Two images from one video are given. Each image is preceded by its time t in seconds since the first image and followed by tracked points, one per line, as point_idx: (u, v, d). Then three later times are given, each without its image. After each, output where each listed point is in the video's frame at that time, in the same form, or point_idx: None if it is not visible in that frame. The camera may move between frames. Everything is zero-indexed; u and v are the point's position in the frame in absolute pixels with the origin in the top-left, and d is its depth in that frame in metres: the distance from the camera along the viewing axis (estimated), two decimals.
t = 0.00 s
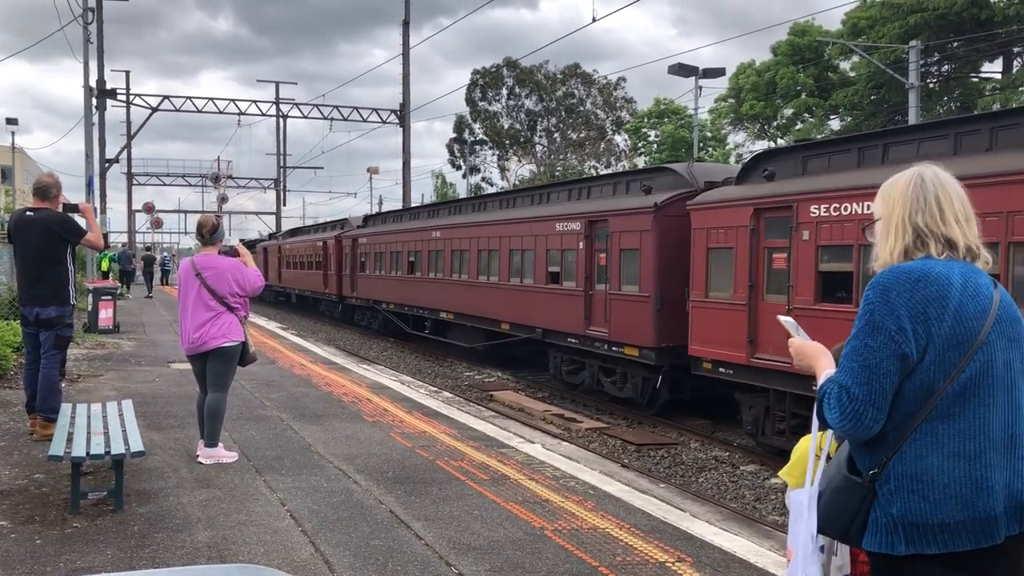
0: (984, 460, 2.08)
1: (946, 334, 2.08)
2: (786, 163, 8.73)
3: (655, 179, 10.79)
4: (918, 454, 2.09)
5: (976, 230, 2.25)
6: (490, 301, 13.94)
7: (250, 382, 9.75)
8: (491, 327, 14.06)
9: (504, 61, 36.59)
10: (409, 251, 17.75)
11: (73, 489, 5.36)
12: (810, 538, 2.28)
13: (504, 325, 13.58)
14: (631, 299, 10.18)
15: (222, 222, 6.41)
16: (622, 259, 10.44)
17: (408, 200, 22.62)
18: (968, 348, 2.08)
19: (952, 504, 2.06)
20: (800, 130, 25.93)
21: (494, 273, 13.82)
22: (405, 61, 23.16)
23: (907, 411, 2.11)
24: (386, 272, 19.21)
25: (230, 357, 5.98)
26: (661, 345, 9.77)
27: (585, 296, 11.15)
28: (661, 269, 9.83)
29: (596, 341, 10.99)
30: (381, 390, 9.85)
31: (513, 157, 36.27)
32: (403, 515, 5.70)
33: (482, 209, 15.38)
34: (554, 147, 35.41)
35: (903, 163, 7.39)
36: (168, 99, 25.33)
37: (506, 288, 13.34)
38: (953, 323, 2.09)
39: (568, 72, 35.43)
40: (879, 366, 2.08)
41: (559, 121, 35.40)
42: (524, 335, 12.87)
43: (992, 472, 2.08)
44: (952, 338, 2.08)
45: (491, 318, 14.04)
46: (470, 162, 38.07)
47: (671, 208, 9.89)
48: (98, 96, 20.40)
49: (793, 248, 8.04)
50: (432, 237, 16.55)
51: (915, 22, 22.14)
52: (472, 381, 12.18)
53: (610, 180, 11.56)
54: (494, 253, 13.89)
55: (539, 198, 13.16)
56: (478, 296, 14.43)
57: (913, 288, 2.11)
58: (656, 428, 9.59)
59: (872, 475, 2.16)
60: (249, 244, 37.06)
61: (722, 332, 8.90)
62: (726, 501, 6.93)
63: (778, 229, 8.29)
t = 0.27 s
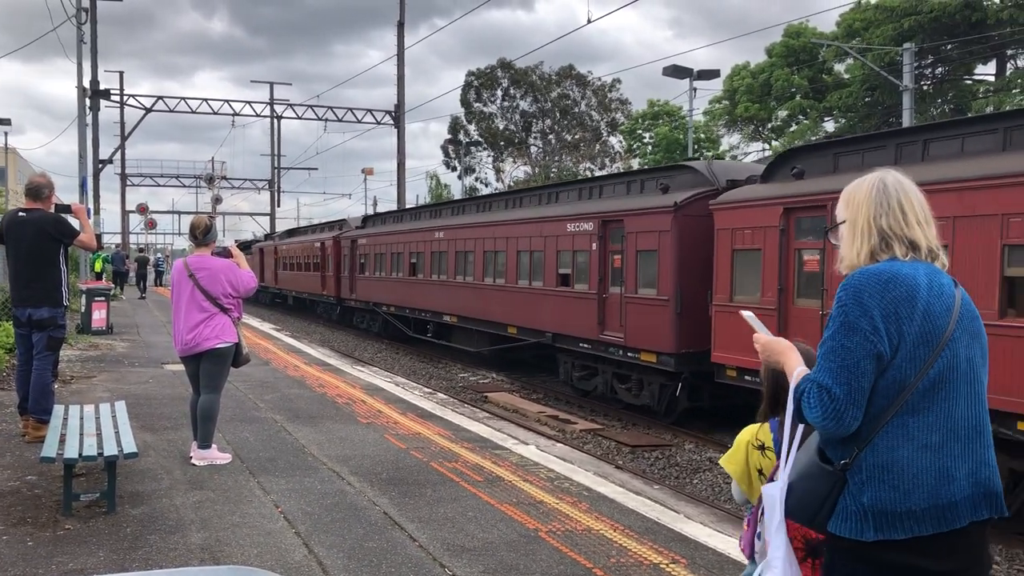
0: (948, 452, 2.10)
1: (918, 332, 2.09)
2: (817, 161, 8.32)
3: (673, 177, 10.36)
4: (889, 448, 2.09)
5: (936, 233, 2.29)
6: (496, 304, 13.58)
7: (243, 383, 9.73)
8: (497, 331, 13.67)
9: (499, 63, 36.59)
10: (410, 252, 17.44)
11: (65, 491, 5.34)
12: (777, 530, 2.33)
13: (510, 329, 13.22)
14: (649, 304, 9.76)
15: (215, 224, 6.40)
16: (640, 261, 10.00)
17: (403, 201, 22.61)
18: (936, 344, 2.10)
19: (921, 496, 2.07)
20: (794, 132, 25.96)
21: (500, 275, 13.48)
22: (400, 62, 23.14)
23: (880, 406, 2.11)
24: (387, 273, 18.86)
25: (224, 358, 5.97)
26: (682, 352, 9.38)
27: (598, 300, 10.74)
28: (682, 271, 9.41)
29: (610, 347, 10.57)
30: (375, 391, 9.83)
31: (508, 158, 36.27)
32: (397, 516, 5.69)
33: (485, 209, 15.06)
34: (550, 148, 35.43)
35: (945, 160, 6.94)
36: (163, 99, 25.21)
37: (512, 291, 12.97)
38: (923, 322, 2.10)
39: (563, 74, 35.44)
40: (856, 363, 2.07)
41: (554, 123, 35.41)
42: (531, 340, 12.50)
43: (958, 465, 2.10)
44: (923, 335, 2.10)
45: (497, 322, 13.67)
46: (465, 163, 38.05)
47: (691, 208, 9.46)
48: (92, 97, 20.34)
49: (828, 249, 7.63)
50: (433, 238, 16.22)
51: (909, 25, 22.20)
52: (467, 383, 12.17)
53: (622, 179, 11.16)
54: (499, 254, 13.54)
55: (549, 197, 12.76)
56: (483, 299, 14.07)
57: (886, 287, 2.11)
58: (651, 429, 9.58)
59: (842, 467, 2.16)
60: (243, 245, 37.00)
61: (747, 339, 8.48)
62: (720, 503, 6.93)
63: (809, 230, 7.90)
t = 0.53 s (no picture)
0: (892, 444, 2.16)
1: (862, 330, 2.16)
2: (851, 155, 7.90)
3: (692, 172, 10.12)
4: (836, 441, 2.15)
5: (875, 234, 2.36)
6: (501, 305, 13.38)
7: (237, 382, 9.72)
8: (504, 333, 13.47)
9: (493, 62, 36.57)
10: (411, 251, 17.22)
11: (58, 491, 5.32)
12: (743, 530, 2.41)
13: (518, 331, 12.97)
14: (669, 304, 9.54)
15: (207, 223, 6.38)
16: (659, 260, 9.76)
17: (396, 200, 22.59)
18: (879, 342, 2.17)
19: (868, 487, 2.13)
20: (788, 131, 26.00)
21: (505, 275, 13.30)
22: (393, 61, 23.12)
23: (828, 402, 2.16)
24: (388, 273, 18.63)
25: (217, 357, 5.95)
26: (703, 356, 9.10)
27: (612, 300, 10.50)
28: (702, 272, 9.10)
29: (627, 350, 10.30)
30: (369, 391, 9.83)
31: (502, 157, 36.26)
32: (391, 515, 5.69)
33: (489, 207, 14.87)
34: (543, 147, 35.43)
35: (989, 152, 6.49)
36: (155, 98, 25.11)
37: (519, 291, 12.75)
38: (867, 321, 2.17)
39: (557, 73, 35.45)
40: (806, 362, 2.12)
41: (548, 122, 35.42)
42: (541, 342, 12.26)
43: (902, 455, 2.16)
44: (866, 333, 2.16)
45: (502, 323, 13.47)
46: (459, 162, 38.03)
47: (713, 205, 9.25)
48: (84, 96, 20.27)
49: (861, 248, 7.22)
50: (436, 237, 16.01)
51: (902, 24, 22.25)
52: (461, 382, 12.17)
53: (636, 174, 10.92)
54: (505, 254, 13.33)
55: (560, 193, 12.55)
56: (488, 299, 13.85)
57: (832, 287, 2.17)
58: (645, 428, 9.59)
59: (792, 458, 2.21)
60: (238, 245, 36.92)
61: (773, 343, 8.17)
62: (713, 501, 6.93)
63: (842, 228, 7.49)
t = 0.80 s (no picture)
0: (814, 429, 2.26)
1: (785, 322, 2.25)
2: (889, 148, 7.51)
3: (713, 168, 9.85)
4: (761, 428, 2.26)
5: (802, 226, 2.44)
6: (508, 305, 13.12)
7: (231, 381, 9.70)
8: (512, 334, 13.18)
9: (488, 60, 36.52)
10: (414, 250, 16.97)
11: (51, 489, 5.31)
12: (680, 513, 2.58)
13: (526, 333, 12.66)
14: (694, 304, 9.21)
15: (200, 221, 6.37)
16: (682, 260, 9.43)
17: (391, 199, 22.56)
18: (802, 333, 2.26)
19: (791, 470, 2.23)
20: (782, 130, 26.02)
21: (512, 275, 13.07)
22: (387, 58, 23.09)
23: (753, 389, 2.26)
24: (388, 272, 18.37)
25: (211, 356, 5.94)
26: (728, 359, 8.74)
27: (628, 301, 10.22)
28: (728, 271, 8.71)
29: (644, 353, 9.93)
30: (363, 389, 9.83)
31: (496, 156, 36.20)
32: (386, 514, 5.69)
33: (496, 205, 14.65)
34: (538, 146, 35.39)
35: None
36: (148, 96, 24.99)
37: (528, 291, 12.48)
38: (789, 313, 2.26)
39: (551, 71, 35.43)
40: (730, 354, 2.21)
41: (543, 120, 35.41)
42: (551, 343, 11.97)
43: (825, 440, 2.26)
44: (789, 325, 2.25)
45: (510, 324, 13.19)
46: (454, 160, 37.99)
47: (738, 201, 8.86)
48: (77, 93, 20.20)
49: (906, 244, 6.78)
50: (440, 235, 15.76)
51: (896, 22, 22.27)
52: (456, 380, 12.19)
53: (653, 170, 10.78)
54: (513, 252, 13.08)
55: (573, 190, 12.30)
56: (495, 298, 13.60)
57: (756, 281, 2.26)
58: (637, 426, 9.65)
59: (721, 445, 2.32)
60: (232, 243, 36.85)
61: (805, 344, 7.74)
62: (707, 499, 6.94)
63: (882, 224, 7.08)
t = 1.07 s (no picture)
0: (759, 418, 2.35)
1: (725, 316, 2.36)
2: (929, 138, 6.94)
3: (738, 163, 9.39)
4: (707, 417, 2.37)
5: (751, 227, 2.58)
6: (518, 305, 12.76)
7: (226, 381, 9.69)
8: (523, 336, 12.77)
9: (483, 59, 36.50)
10: (417, 249, 16.63)
11: (45, 489, 5.29)
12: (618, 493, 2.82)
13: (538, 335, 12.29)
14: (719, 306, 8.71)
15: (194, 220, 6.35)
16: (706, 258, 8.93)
17: (386, 198, 22.55)
18: (742, 325, 2.37)
19: (736, 457, 2.32)
20: (777, 129, 26.06)
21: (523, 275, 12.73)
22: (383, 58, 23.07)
23: (698, 381, 2.37)
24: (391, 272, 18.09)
25: (205, 356, 5.93)
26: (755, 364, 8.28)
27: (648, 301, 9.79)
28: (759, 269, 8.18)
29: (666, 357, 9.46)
30: (358, 388, 9.82)
31: (492, 155, 36.17)
32: (381, 514, 5.68)
33: (503, 203, 14.26)
34: (533, 145, 35.38)
35: None
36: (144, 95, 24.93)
37: (538, 291, 12.20)
38: (730, 307, 2.37)
39: (547, 70, 35.43)
40: (673, 346, 2.33)
41: (539, 119, 35.40)
42: (563, 346, 11.59)
43: (768, 427, 2.35)
44: (729, 318, 2.37)
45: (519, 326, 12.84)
46: (449, 159, 37.98)
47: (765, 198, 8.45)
48: (72, 92, 20.14)
49: (957, 243, 6.19)
50: (446, 234, 15.40)
51: (891, 22, 22.32)
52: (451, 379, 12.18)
53: (671, 166, 10.30)
54: (524, 252, 12.71)
55: (584, 187, 11.92)
56: (504, 299, 13.24)
57: (697, 277, 2.39)
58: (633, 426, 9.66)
59: (673, 436, 2.43)
60: (228, 243, 36.79)
61: (841, 349, 7.23)
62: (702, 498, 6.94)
63: (927, 220, 6.49)
